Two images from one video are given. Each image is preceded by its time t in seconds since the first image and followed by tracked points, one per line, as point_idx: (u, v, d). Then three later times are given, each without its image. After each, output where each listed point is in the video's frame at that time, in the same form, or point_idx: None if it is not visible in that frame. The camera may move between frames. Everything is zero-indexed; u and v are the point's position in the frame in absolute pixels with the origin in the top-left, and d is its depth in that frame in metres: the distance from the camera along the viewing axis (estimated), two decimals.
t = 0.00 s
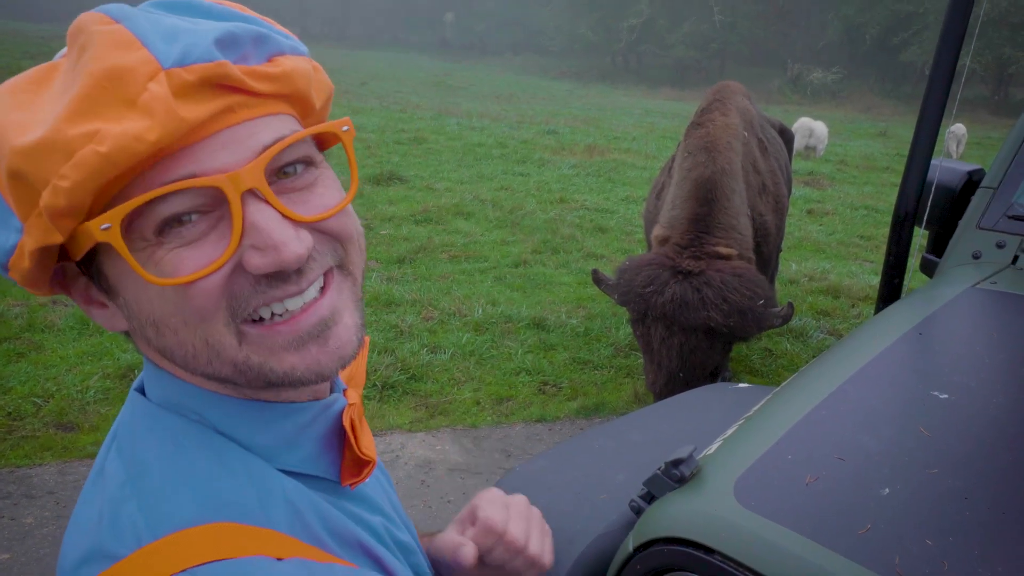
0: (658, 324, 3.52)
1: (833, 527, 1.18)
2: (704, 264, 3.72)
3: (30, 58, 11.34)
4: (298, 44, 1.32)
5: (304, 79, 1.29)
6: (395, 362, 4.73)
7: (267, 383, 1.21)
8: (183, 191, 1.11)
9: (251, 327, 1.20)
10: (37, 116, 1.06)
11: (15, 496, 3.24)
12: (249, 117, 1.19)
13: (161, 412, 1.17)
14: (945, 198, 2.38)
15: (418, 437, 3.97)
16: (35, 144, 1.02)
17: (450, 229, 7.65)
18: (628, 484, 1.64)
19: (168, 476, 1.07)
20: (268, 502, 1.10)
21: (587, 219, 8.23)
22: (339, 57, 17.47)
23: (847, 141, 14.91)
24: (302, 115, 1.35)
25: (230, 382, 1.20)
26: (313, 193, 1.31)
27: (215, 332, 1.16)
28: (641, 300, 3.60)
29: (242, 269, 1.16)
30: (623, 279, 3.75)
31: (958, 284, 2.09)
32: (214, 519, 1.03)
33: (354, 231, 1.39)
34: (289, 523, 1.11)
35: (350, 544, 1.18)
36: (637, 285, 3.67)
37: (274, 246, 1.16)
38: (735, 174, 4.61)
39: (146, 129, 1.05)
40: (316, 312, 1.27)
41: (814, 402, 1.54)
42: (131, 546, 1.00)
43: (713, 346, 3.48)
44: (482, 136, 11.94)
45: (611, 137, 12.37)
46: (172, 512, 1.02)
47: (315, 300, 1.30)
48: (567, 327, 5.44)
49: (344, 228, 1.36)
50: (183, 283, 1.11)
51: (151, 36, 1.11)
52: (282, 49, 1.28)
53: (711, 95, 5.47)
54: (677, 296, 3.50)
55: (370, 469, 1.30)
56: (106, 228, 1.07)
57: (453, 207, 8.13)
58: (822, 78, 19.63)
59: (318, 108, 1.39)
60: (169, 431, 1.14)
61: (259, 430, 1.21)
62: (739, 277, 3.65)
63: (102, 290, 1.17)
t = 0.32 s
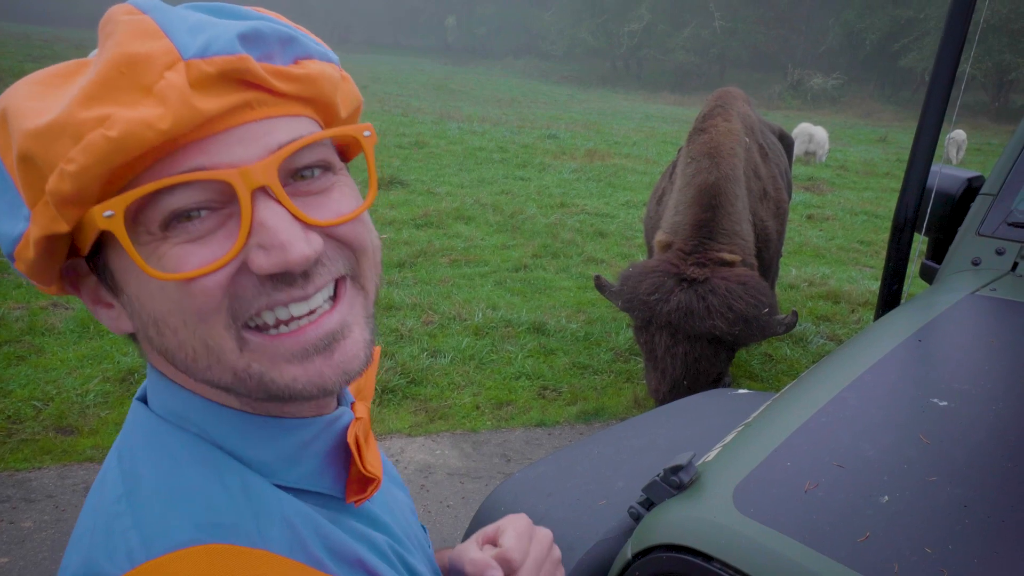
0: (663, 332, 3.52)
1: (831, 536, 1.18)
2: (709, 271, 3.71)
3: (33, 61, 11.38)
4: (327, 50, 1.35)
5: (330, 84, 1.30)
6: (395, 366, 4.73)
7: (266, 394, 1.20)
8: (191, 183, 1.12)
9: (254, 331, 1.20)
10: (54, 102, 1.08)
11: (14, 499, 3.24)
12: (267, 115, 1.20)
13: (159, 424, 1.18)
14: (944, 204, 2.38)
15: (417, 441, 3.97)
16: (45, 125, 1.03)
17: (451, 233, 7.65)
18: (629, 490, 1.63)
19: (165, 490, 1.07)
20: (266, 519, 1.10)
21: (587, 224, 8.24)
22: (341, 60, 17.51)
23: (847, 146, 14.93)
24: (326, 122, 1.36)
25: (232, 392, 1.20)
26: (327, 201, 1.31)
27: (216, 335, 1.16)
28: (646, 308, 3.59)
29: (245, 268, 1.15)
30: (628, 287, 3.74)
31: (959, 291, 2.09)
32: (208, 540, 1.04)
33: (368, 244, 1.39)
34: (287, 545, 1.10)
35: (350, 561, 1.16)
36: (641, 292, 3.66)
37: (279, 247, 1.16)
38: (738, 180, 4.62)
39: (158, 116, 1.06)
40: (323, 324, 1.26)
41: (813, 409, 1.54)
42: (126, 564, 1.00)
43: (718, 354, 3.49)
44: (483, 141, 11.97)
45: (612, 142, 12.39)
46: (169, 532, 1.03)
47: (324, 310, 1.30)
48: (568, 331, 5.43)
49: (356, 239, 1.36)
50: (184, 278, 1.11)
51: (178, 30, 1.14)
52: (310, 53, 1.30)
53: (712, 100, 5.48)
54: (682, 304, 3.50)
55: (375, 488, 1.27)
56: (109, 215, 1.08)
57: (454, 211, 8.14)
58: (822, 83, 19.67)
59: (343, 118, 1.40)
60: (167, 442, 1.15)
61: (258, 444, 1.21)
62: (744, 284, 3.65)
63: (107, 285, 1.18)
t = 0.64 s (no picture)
0: (672, 340, 3.51)
1: (829, 546, 1.19)
2: (712, 278, 3.73)
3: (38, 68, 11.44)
4: (309, 56, 1.38)
5: (312, 89, 1.34)
6: (395, 375, 4.72)
7: (254, 379, 1.22)
8: (189, 182, 1.13)
9: (245, 324, 1.22)
10: (49, 102, 1.09)
11: (14, 507, 3.24)
12: (258, 118, 1.22)
13: (138, 414, 1.17)
14: (945, 216, 2.38)
15: (417, 450, 3.96)
16: (49, 125, 1.04)
17: (452, 242, 7.66)
18: (627, 499, 1.63)
19: (151, 475, 1.07)
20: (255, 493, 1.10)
21: (589, 233, 8.24)
22: (344, 69, 17.56)
23: (849, 157, 14.95)
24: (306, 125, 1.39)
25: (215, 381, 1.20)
26: (313, 198, 1.34)
27: (211, 326, 1.17)
28: (653, 318, 3.59)
29: (241, 263, 1.18)
30: (633, 298, 3.74)
31: (958, 301, 2.09)
32: (207, 512, 1.03)
33: (349, 238, 1.42)
34: (279, 512, 1.12)
35: (333, 533, 1.19)
36: (647, 302, 3.65)
37: (275, 245, 1.19)
38: (740, 189, 4.62)
39: (160, 120, 1.07)
40: (305, 314, 1.30)
41: (811, 420, 1.53)
42: (122, 549, 0.99)
43: (728, 360, 3.49)
44: (484, 149, 12.01)
45: (613, 151, 12.41)
46: (162, 510, 1.02)
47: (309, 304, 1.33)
48: (568, 340, 5.43)
49: (341, 236, 1.39)
50: (182, 274, 1.13)
51: (173, 35, 1.16)
52: (294, 60, 1.33)
53: (713, 111, 5.49)
54: (690, 310, 3.51)
55: (351, 460, 1.32)
56: (111, 211, 1.09)
57: (455, 219, 8.15)
58: (824, 93, 19.71)
59: (321, 120, 1.43)
60: (152, 432, 1.14)
61: (239, 424, 1.22)
62: (749, 288, 3.68)
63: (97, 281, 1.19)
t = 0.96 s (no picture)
0: (692, 345, 3.48)
1: (830, 550, 1.18)
2: (728, 284, 3.74)
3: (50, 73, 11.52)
4: (313, 62, 1.40)
5: (315, 92, 1.35)
6: (401, 379, 4.73)
7: (261, 376, 1.23)
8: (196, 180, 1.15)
9: (252, 320, 1.24)
10: (61, 104, 1.12)
11: (21, 509, 3.26)
12: (262, 119, 1.24)
13: (146, 407, 1.19)
14: (951, 224, 2.37)
15: (422, 454, 3.97)
16: (61, 124, 1.06)
17: (459, 247, 7.68)
18: (628, 504, 1.64)
19: (156, 468, 1.08)
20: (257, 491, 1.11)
21: (596, 239, 8.24)
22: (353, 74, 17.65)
23: (858, 164, 14.91)
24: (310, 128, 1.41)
25: (223, 376, 1.21)
26: (317, 195, 1.35)
27: (219, 320, 1.19)
28: (670, 324, 3.57)
29: (248, 257, 1.19)
30: (648, 307, 3.72)
31: (964, 308, 2.08)
32: (208, 506, 1.04)
33: (351, 237, 1.43)
34: (279, 510, 1.13)
35: (334, 532, 1.20)
36: (663, 309, 3.64)
37: (281, 239, 1.21)
38: (751, 197, 4.63)
39: (167, 118, 1.09)
40: (312, 312, 1.31)
41: (816, 426, 1.53)
42: (126, 538, 1.01)
43: (748, 364, 3.49)
44: (492, 155, 12.03)
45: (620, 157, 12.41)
46: (164, 504, 1.03)
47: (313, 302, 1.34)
48: (575, 346, 5.43)
49: (345, 233, 1.40)
50: (190, 268, 1.15)
51: (179, 39, 1.18)
52: (296, 64, 1.35)
53: (721, 117, 5.50)
54: (709, 315, 3.51)
55: (353, 462, 1.32)
56: (123, 207, 1.11)
57: (462, 225, 8.17)
58: (833, 100, 19.69)
59: (326, 123, 1.45)
60: (159, 426, 1.16)
61: (245, 422, 1.23)
62: (765, 293, 3.71)
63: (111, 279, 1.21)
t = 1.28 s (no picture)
0: (705, 350, 3.46)
1: (825, 553, 1.19)
2: (742, 290, 3.76)
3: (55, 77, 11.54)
4: (337, 93, 1.48)
5: (338, 121, 1.44)
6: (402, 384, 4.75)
7: (262, 394, 1.30)
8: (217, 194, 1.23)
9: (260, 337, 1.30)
10: (100, 117, 1.22)
11: (23, 511, 3.27)
12: (287, 142, 1.33)
13: (149, 412, 1.30)
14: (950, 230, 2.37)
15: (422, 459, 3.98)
16: (99, 133, 1.17)
17: (461, 253, 7.68)
18: (627, 508, 1.67)
19: (156, 473, 1.18)
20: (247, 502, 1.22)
21: (598, 244, 8.25)
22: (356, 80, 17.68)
23: (861, 171, 14.91)
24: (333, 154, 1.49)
25: (226, 388, 1.29)
26: (334, 218, 1.41)
27: (227, 333, 1.26)
28: (685, 327, 3.54)
29: (261, 272, 1.26)
30: (661, 311, 3.68)
31: (963, 314, 2.09)
32: (201, 512, 1.14)
33: (362, 264, 1.48)
34: (270, 521, 1.23)
35: (320, 548, 1.29)
36: (679, 313, 3.61)
37: (294, 256, 1.27)
38: (759, 204, 4.63)
39: (198, 133, 1.18)
40: (321, 335, 1.36)
41: (814, 431, 1.53)
42: (121, 531, 1.11)
43: (760, 370, 3.51)
44: (494, 160, 12.05)
45: (623, 163, 12.42)
46: (159, 507, 1.13)
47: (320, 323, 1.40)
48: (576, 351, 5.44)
49: (357, 257, 1.46)
50: (206, 277, 1.22)
51: (216, 63, 1.28)
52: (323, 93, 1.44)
53: (726, 124, 5.51)
54: (726, 320, 3.50)
55: (346, 484, 1.36)
56: (147, 216, 1.20)
57: (465, 230, 8.18)
58: (836, 107, 19.70)
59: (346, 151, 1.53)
60: (160, 433, 1.26)
61: (243, 434, 1.32)
62: (777, 299, 3.74)
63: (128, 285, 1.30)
